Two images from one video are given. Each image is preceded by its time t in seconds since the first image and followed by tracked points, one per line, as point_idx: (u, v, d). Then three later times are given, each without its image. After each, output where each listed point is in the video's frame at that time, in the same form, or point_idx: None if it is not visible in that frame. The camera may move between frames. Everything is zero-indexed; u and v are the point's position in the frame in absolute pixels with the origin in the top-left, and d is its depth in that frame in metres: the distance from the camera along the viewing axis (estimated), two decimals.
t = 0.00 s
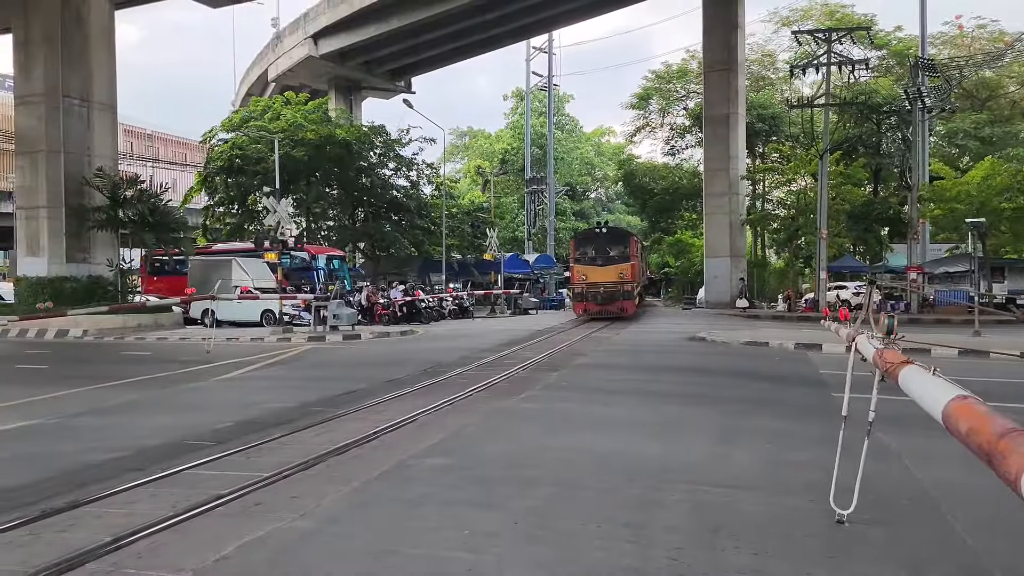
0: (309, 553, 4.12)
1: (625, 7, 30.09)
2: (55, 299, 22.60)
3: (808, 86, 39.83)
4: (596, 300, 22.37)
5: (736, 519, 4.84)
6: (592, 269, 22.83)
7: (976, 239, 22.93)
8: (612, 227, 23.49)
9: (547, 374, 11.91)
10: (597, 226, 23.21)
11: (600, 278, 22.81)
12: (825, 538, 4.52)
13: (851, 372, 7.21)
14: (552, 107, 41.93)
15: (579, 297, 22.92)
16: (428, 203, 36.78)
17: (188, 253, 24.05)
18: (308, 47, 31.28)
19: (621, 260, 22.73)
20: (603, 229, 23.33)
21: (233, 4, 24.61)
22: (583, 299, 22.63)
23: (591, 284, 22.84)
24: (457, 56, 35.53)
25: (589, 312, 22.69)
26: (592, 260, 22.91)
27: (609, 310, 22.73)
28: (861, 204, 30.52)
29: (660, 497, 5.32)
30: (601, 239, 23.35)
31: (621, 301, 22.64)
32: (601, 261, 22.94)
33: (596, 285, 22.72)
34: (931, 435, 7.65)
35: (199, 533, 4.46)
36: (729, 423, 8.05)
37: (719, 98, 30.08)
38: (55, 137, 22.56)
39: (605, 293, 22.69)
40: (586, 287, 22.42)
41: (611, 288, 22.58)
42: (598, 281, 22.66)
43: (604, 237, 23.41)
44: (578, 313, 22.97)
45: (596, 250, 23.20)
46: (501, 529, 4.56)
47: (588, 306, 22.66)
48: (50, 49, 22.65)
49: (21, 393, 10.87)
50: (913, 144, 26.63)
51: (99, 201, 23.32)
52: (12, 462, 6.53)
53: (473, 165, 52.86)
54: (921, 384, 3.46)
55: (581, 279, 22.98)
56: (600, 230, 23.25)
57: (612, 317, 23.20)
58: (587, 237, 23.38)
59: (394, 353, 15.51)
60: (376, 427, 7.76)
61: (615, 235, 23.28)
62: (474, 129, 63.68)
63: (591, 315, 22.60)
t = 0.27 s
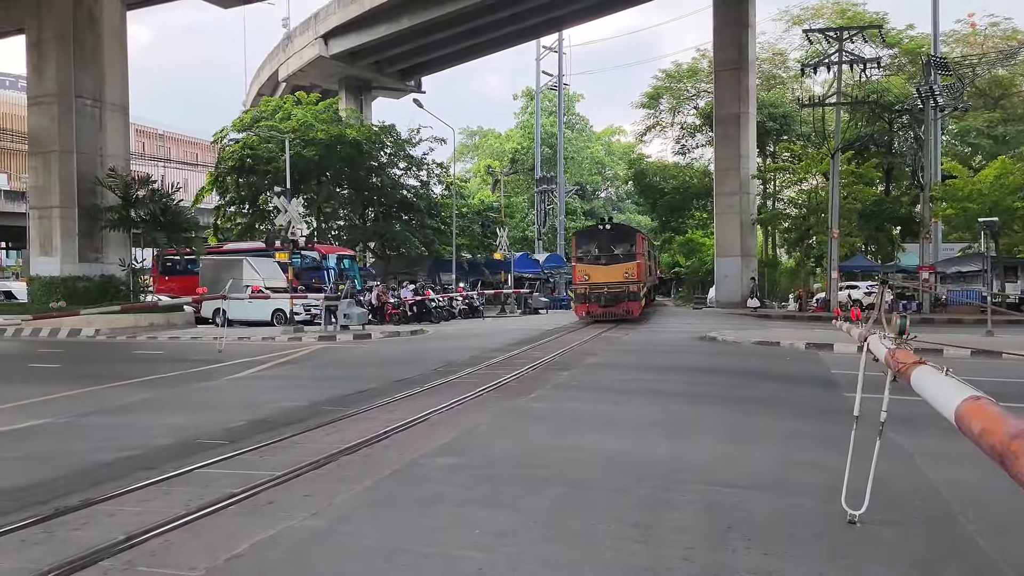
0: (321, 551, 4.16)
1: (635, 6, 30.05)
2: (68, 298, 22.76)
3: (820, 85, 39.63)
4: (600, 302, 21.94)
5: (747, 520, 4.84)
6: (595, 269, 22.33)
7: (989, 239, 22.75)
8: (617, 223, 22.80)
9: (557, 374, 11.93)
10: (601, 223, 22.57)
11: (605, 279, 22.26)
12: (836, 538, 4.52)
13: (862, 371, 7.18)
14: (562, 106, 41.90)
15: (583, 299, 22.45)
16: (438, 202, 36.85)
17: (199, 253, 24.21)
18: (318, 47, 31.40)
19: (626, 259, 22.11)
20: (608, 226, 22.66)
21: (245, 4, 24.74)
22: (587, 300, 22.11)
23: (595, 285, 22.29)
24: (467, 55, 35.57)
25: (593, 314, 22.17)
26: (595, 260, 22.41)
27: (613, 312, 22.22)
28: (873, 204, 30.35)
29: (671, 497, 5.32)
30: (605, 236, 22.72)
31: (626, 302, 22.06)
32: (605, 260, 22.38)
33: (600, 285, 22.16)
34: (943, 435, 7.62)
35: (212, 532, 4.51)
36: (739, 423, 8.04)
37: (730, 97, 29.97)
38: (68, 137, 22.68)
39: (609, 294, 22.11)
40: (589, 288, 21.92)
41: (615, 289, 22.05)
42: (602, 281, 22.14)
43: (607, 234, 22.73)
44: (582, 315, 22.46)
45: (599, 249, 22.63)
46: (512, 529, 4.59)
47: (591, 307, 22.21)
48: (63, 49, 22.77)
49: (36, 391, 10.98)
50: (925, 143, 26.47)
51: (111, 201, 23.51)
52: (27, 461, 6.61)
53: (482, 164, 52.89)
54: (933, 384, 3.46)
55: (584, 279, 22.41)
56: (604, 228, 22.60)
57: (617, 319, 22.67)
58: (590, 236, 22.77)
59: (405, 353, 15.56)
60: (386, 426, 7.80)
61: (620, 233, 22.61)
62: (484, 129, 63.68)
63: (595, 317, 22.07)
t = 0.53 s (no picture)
0: (330, 551, 4.19)
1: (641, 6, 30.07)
2: (77, 298, 22.80)
3: (827, 84, 39.51)
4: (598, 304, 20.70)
5: (754, 520, 4.85)
6: (594, 268, 20.99)
7: (997, 238, 22.64)
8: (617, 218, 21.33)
9: (564, 374, 11.94)
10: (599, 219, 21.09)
11: (604, 279, 20.96)
12: (843, 539, 4.52)
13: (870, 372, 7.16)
14: (568, 106, 41.87)
15: (580, 300, 21.14)
16: (445, 203, 36.91)
17: (207, 253, 24.34)
18: (326, 48, 31.50)
19: (625, 258, 20.78)
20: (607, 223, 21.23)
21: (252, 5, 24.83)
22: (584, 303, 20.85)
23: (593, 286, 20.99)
24: (473, 55, 35.60)
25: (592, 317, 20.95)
26: (593, 258, 21.08)
27: (613, 315, 20.93)
28: (881, 203, 30.24)
29: (678, 497, 5.33)
30: (604, 233, 21.28)
31: (626, 305, 20.74)
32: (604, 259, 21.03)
33: (598, 286, 20.86)
34: (952, 436, 7.59)
35: (221, 531, 4.55)
36: (747, 423, 8.04)
37: (737, 96, 29.91)
38: (77, 138, 22.86)
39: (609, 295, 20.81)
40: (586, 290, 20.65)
41: (614, 290, 20.73)
42: (601, 281, 20.84)
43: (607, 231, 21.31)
44: (579, 318, 21.20)
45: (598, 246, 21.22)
46: (519, 529, 4.60)
47: (590, 310, 20.94)
48: (71, 50, 22.93)
49: (46, 391, 11.06)
50: (933, 142, 26.40)
51: (119, 202, 23.64)
52: (38, 460, 6.66)
53: (489, 164, 52.91)
54: (940, 386, 3.46)
55: (582, 279, 21.07)
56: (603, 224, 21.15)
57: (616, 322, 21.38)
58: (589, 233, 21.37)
59: (412, 353, 15.61)
60: (393, 426, 7.83)
61: (620, 229, 21.19)
62: (491, 129, 63.73)
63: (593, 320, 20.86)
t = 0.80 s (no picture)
0: (333, 551, 4.20)
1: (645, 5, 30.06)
2: (82, 297, 22.95)
3: (831, 82, 39.42)
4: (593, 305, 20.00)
5: (757, 519, 4.85)
6: (589, 266, 20.26)
7: (1002, 237, 22.58)
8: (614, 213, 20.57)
9: (568, 372, 11.95)
10: (595, 214, 20.36)
11: (599, 278, 20.21)
12: (846, 538, 4.52)
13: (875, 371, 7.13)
14: (572, 105, 41.82)
15: (575, 300, 20.41)
16: (449, 201, 36.91)
17: (211, 253, 24.40)
18: (329, 47, 31.51)
19: (622, 256, 20.03)
20: (603, 218, 20.45)
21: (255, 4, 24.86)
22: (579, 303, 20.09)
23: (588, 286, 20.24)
24: (477, 54, 35.58)
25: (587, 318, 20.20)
26: (588, 255, 20.29)
27: (609, 315, 20.24)
28: (886, 202, 30.16)
29: (682, 496, 5.34)
30: (600, 229, 20.55)
31: (623, 305, 20.01)
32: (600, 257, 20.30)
33: (594, 285, 20.11)
34: (957, 436, 7.57)
35: (225, 529, 4.57)
36: (750, 422, 8.03)
37: (741, 95, 29.86)
38: (81, 138, 22.92)
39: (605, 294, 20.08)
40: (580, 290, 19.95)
41: (610, 289, 20.02)
42: (596, 280, 20.10)
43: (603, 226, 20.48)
44: (573, 319, 20.49)
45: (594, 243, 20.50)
46: (523, 528, 4.61)
47: (584, 310, 20.28)
48: (75, 50, 22.99)
49: (50, 390, 11.11)
50: (938, 140, 26.35)
51: (124, 201, 23.70)
52: (42, 459, 6.69)
53: (493, 163, 52.90)
54: (944, 385, 3.46)
55: (577, 278, 20.33)
56: (599, 220, 20.39)
57: (613, 322, 20.65)
58: (583, 229, 20.59)
59: (416, 351, 15.62)
60: (396, 425, 7.84)
61: (617, 225, 20.43)
62: (494, 127, 63.73)
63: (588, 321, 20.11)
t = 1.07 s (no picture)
0: (337, 548, 4.22)
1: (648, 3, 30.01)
2: (86, 294, 22.99)
3: (835, 79, 39.30)
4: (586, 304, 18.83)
5: (760, 517, 4.86)
6: (581, 262, 19.07)
7: (1006, 234, 22.51)
8: (609, 206, 19.42)
9: (571, 370, 11.95)
10: (588, 207, 19.23)
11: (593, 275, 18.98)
12: (850, 535, 4.52)
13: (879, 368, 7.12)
14: (575, 102, 41.76)
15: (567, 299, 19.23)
16: (452, 199, 36.94)
17: (215, 251, 24.49)
18: (332, 44, 31.50)
19: (617, 252, 18.88)
20: (598, 211, 19.28)
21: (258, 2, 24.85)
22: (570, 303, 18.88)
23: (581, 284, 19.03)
24: (480, 52, 35.55)
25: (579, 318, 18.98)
26: (581, 251, 19.17)
27: (603, 315, 19.08)
28: (890, 199, 30.04)
29: (685, 494, 5.35)
30: (594, 223, 19.46)
31: (618, 305, 18.87)
32: (594, 253, 19.12)
33: (587, 283, 18.91)
34: (962, 433, 7.56)
35: (229, 527, 4.59)
36: (753, 420, 8.04)
37: (745, 92, 29.77)
38: (85, 135, 22.98)
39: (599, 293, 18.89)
40: (573, 288, 18.80)
41: (604, 288, 18.86)
42: (590, 277, 18.92)
43: (597, 220, 19.36)
44: (564, 319, 19.30)
45: (587, 238, 19.34)
46: (527, 525, 4.63)
47: (577, 309, 19.10)
48: (79, 49, 23.05)
49: (54, 388, 11.14)
50: (942, 137, 26.27)
51: (128, 199, 23.76)
52: (48, 456, 6.73)
53: (496, 160, 52.87)
54: (948, 383, 3.46)
55: (569, 275, 19.11)
56: (592, 213, 19.23)
57: (607, 323, 19.46)
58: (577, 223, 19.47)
59: (419, 349, 15.64)
60: (400, 423, 7.86)
61: (612, 218, 19.28)
62: (498, 125, 63.71)
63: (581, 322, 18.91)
